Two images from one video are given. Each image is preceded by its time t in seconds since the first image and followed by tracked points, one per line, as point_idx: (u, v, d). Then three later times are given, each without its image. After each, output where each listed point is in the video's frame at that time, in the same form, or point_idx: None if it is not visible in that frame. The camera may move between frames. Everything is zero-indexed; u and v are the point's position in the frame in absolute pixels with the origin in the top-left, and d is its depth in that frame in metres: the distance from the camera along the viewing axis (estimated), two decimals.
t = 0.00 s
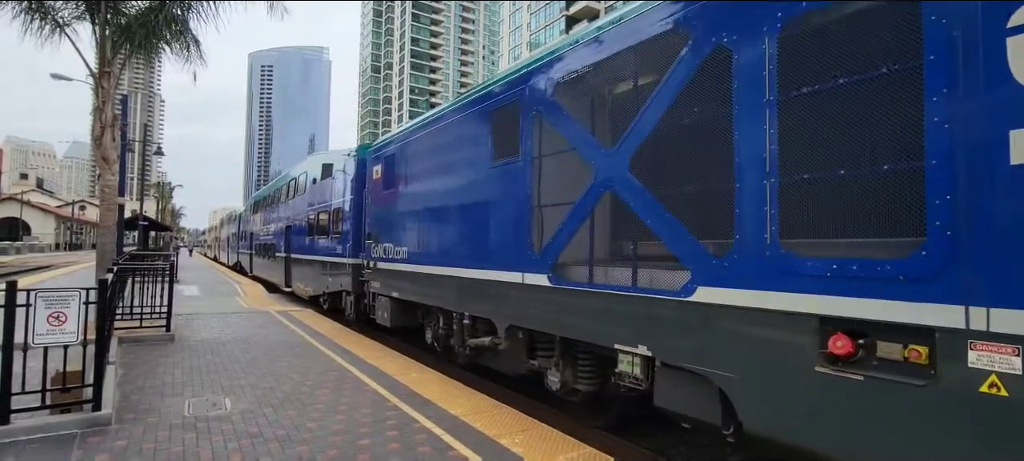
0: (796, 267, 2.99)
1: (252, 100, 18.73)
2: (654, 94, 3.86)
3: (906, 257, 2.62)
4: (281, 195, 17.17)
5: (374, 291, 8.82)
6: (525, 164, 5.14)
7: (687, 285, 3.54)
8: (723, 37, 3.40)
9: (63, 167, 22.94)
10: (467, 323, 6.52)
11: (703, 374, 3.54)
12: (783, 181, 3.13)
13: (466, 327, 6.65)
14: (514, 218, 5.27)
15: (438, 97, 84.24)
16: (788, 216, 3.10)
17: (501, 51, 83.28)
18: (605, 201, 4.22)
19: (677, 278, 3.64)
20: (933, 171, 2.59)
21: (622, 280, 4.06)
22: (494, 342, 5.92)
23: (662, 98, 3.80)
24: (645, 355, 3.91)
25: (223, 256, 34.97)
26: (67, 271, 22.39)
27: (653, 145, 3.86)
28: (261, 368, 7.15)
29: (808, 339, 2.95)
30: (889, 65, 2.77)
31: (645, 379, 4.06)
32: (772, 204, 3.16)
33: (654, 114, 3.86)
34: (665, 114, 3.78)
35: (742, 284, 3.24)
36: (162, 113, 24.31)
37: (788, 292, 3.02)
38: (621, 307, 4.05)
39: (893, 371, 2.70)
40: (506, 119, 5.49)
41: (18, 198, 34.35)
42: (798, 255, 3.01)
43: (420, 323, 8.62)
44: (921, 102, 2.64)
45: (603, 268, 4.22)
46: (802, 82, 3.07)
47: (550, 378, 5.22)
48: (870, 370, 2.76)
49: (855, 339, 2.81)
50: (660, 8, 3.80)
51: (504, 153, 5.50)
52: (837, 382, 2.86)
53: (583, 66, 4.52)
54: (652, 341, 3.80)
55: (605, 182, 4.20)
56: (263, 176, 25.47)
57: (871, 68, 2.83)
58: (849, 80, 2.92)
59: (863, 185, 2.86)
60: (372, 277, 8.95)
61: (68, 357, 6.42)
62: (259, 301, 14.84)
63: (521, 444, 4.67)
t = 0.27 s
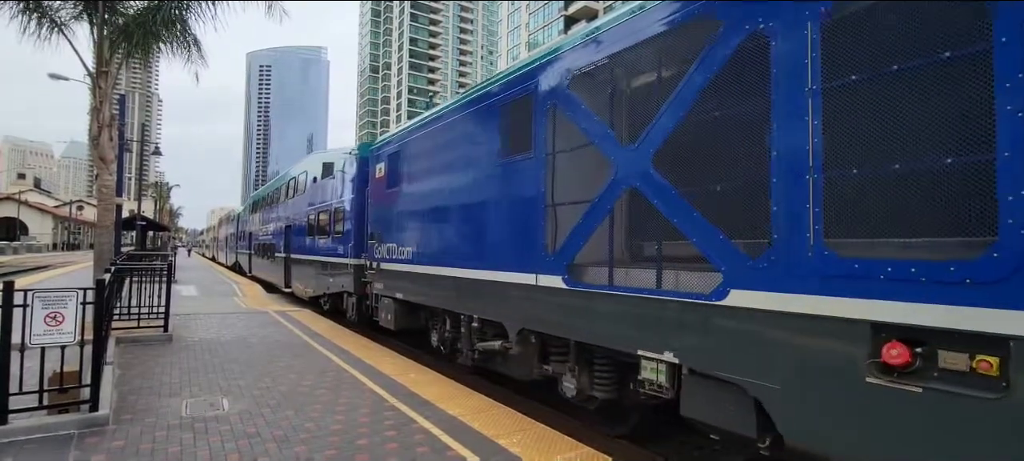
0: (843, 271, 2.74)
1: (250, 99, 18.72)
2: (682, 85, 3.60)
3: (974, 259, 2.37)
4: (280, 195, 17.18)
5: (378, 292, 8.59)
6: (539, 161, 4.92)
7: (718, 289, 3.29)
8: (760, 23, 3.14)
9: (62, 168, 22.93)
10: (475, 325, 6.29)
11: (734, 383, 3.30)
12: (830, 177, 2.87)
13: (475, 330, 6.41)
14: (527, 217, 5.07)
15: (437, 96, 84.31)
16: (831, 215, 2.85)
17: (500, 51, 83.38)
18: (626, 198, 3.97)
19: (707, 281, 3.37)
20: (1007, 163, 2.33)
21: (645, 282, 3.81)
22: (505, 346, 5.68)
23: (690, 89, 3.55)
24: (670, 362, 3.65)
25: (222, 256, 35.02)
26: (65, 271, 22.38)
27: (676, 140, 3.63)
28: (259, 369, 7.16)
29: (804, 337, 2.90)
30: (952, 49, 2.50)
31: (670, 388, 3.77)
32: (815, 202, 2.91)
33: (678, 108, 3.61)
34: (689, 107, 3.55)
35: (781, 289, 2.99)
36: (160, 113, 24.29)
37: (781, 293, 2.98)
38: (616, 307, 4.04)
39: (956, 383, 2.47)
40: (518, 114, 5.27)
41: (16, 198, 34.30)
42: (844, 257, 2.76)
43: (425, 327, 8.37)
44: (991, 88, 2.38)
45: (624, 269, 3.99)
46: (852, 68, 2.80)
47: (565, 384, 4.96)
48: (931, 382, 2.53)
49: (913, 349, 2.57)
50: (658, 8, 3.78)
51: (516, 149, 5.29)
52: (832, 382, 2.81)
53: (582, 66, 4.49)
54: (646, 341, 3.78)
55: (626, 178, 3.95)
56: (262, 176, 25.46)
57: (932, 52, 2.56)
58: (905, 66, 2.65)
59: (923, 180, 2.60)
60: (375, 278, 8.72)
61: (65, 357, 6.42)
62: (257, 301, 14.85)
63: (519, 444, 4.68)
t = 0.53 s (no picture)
0: (899, 273, 2.53)
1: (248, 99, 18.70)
2: (711, 76, 3.40)
3: None
4: (278, 195, 17.17)
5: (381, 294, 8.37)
6: (555, 158, 4.71)
7: (752, 293, 3.10)
8: (801, 8, 2.93)
9: (59, 168, 22.88)
10: (484, 329, 6.10)
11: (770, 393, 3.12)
12: (882, 171, 2.65)
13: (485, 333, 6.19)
14: (540, 216, 4.87)
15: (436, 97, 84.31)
16: (884, 213, 2.63)
17: (499, 51, 83.43)
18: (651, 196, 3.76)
19: (741, 284, 3.18)
20: None
21: (670, 285, 3.61)
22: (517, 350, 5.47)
23: (720, 81, 3.35)
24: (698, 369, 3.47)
25: (220, 256, 35.01)
26: (63, 271, 22.33)
27: (705, 135, 3.43)
28: (257, 369, 7.16)
29: (802, 335, 2.90)
30: None
31: (699, 397, 3.62)
32: (865, 199, 2.68)
33: (708, 100, 3.41)
34: (721, 100, 3.35)
35: (825, 294, 2.79)
36: (158, 113, 24.25)
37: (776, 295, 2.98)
38: (613, 307, 4.06)
39: None
40: (532, 110, 5.07)
41: (12, 199, 34.16)
42: (898, 259, 2.55)
43: (431, 329, 8.11)
44: None
45: (646, 271, 3.79)
46: (904, 54, 2.60)
47: (581, 390, 4.77)
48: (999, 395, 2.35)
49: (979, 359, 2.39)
50: (659, 8, 3.78)
51: (529, 146, 5.09)
52: (827, 378, 2.81)
53: (580, 66, 4.49)
54: (644, 341, 3.80)
55: (650, 175, 3.73)
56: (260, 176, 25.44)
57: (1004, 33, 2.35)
58: (972, 50, 2.44)
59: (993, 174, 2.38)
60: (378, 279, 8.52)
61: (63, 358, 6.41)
62: (255, 301, 14.84)
63: (517, 445, 4.69)
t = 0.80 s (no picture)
0: (965, 275, 2.36)
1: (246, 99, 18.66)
2: (745, 67, 3.24)
3: None
4: (276, 195, 17.14)
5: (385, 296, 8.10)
6: (570, 154, 4.52)
7: (793, 297, 2.94)
8: None
9: (56, 168, 22.79)
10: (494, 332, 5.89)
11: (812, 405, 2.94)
12: (943, 166, 2.48)
13: (495, 336, 5.94)
14: (554, 215, 4.69)
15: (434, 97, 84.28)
16: (947, 210, 2.46)
17: (497, 52, 83.46)
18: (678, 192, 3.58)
19: (781, 287, 3.01)
20: None
21: (700, 288, 3.43)
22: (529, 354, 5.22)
23: (755, 71, 3.18)
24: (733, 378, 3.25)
25: (217, 256, 34.96)
26: (59, 271, 22.24)
27: (739, 130, 3.26)
28: (254, 369, 7.14)
29: (798, 333, 2.92)
30: None
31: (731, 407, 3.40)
32: (925, 196, 2.51)
33: (744, 92, 3.24)
34: (758, 90, 3.18)
35: (878, 299, 2.61)
36: (155, 113, 24.20)
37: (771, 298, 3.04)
38: (611, 307, 4.08)
39: None
40: (545, 104, 4.89)
41: (7, 199, 34.10)
42: (964, 260, 2.39)
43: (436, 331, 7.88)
44: None
45: (674, 272, 3.61)
46: (967, 39, 2.44)
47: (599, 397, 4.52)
48: None
49: None
50: (655, 10, 3.80)
51: (541, 142, 4.91)
52: (826, 376, 2.82)
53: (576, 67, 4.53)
54: (641, 340, 3.83)
55: (678, 172, 3.54)
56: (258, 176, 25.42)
57: None
58: None
59: None
60: (381, 280, 8.32)
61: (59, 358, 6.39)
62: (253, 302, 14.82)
63: (515, 444, 4.70)
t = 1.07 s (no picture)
0: None
1: (244, 98, 18.63)
2: (783, 54, 3.01)
3: None
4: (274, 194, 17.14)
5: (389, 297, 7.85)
6: (588, 150, 4.29)
7: (840, 302, 2.72)
8: None
9: (52, 167, 22.70)
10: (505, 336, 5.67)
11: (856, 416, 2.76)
12: (1010, 160, 2.31)
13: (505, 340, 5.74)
14: (569, 214, 4.48)
15: (432, 97, 84.35)
16: (1018, 209, 2.29)
17: (495, 52, 83.49)
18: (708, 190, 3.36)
19: (826, 290, 2.80)
20: None
21: (733, 291, 3.21)
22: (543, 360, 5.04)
23: (794, 60, 2.96)
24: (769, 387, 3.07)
25: (214, 255, 34.94)
26: (54, 271, 22.14)
27: (775, 122, 3.04)
28: (252, 369, 7.13)
29: (796, 333, 2.92)
30: None
31: (768, 419, 3.21)
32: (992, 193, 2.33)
33: (783, 82, 3.01)
34: (798, 79, 2.95)
35: (934, 305, 2.43)
36: (152, 112, 24.13)
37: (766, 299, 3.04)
38: (608, 307, 4.07)
39: None
40: (559, 98, 4.68)
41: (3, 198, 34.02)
42: None
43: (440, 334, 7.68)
44: None
45: (703, 274, 3.39)
46: None
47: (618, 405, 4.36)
48: None
49: None
50: (652, 12, 3.81)
51: (555, 137, 4.69)
52: (821, 376, 2.82)
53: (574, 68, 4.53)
54: (638, 340, 3.83)
55: (708, 167, 3.32)
56: (255, 176, 25.37)
57: None
58: None
59: None
60: (384, 281, 8.11)
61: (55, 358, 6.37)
62: (250, 302, 14.80)
63: (513, 445, 4.70)
